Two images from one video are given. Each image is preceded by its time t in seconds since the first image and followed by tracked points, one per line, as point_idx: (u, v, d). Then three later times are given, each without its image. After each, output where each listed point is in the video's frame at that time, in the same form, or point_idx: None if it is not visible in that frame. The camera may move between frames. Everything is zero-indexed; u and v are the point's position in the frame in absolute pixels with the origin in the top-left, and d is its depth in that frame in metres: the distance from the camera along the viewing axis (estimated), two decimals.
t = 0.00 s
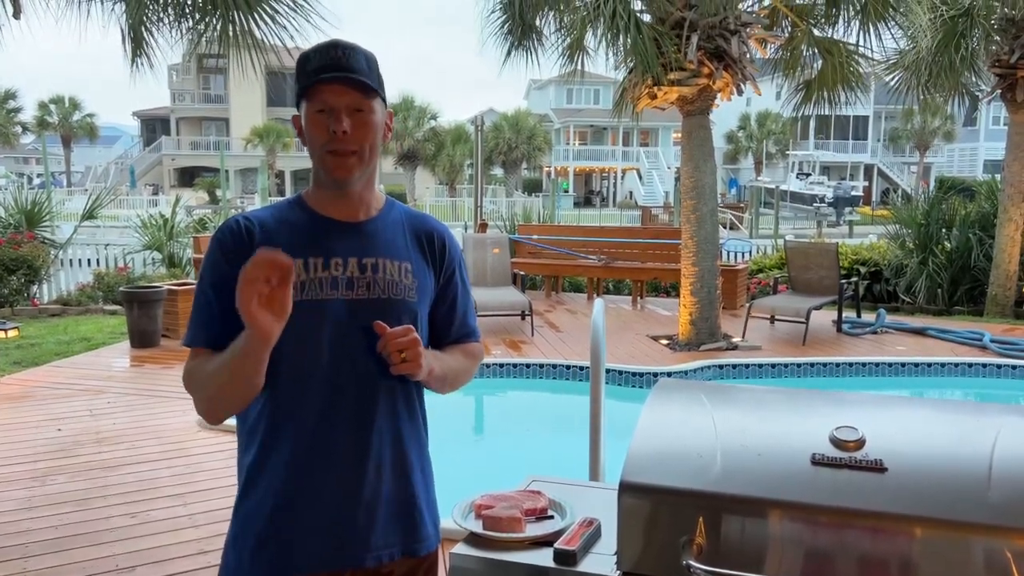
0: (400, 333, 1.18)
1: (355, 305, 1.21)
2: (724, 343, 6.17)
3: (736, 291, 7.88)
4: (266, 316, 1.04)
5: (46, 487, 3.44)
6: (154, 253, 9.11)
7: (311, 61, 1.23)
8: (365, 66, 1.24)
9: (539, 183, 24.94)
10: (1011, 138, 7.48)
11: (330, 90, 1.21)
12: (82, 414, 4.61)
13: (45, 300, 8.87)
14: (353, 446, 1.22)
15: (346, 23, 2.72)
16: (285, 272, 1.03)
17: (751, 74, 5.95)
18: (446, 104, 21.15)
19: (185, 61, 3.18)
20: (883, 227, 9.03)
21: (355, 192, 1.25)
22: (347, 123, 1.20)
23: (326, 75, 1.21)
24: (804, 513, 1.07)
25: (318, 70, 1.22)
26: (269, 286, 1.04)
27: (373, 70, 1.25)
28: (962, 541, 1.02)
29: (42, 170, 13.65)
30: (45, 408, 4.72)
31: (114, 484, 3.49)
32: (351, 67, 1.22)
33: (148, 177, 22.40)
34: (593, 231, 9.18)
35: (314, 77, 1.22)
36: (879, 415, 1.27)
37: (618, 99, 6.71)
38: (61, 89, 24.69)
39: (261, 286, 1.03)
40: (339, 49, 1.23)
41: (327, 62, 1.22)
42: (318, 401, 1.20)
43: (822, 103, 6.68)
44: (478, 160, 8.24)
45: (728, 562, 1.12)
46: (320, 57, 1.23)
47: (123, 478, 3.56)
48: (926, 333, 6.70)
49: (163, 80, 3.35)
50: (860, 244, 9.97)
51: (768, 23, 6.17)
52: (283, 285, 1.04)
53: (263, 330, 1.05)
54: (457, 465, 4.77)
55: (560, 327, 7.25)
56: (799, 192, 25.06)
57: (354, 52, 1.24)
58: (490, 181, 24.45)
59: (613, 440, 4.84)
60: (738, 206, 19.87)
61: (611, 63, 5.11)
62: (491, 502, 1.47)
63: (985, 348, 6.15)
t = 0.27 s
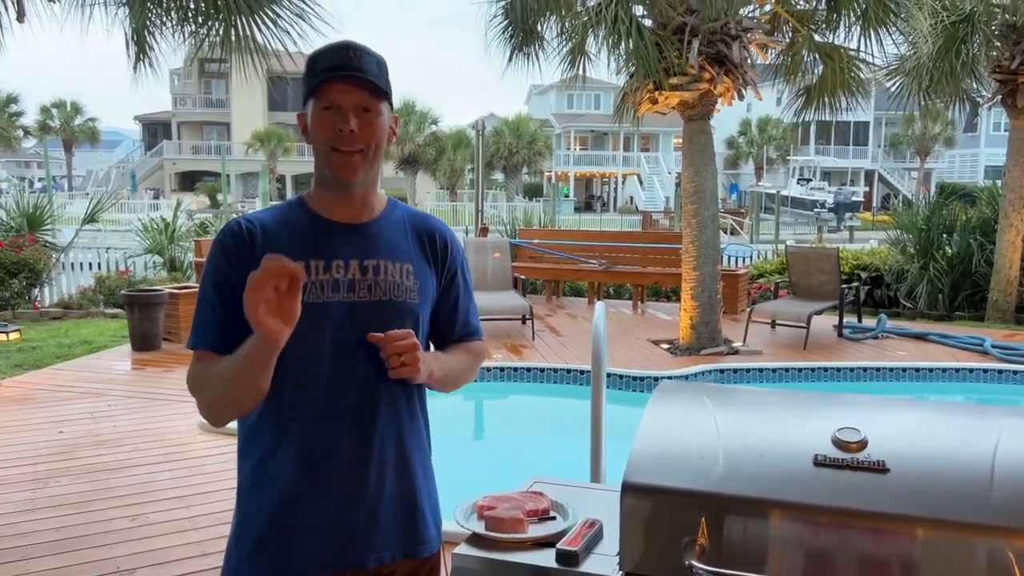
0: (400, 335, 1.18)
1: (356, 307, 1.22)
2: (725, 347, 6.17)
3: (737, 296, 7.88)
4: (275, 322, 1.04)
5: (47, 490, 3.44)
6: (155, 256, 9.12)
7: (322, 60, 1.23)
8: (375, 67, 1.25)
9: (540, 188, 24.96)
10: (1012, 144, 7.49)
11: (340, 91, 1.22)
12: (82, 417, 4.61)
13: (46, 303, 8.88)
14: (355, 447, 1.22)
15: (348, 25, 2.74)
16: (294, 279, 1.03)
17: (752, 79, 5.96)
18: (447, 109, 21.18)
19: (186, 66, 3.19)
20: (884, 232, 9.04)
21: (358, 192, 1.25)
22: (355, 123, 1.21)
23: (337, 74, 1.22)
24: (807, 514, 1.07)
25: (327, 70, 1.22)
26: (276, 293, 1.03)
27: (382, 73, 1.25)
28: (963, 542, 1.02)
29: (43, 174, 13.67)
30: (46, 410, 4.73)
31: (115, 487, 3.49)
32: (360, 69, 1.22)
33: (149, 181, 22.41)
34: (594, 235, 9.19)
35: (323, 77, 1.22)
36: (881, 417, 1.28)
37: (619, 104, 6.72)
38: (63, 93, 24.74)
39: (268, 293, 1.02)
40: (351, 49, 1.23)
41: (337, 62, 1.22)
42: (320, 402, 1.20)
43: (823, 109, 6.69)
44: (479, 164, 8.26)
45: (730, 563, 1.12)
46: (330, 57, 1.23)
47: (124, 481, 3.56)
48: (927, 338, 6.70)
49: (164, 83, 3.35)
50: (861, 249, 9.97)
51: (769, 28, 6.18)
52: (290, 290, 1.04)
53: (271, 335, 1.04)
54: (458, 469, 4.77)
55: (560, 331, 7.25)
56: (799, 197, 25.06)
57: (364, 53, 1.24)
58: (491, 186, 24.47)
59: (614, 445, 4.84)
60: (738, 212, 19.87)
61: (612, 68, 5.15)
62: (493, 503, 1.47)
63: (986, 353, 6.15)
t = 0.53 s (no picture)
0: (411, 336, 1.20)
1: (361, 310, 1.22)
2: (727, 353, 6.17)
3: (739, 302, 7.89)
4: (304, 341, 1.06)
5: (48, 494, 3.44)
6: (157, 262, 9.13)
7: (333, 62, 1.24)
8: (385, 72, 1.26)
9: (541, 195, 24.98)
10: (1013, 151, 7.49)
11: (350, 95, 1.23)
12: (84, 421, 4.61)
13: (48, 309, 8.89)
14: (359, 452, 1.22)
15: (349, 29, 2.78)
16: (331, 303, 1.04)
17: (753, 86, 5.98)
18: (449, 115, 21.22)
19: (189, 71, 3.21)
20: (885, 239, 9.04)
21: (364, 196, 1.26)
22: (364, 127, 1.22)
23: (348, 78, 1.23)
24: (809, 518, 1.07)
25: (338, 73, 1.23)
26: (311, 313, 1.05)
27: (392, 79, 1.27)
28: (966, 546, 1.02)
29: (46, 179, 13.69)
30: (47, 415, 4.73)
31: (116, 491, 3.49)
32: (370, 73, 1.23)
33: (151, 187, 22.43)
34: (596, 241, 9.20)
35: (334, 80, 1.23)
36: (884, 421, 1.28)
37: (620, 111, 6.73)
38: (66, 100, 24.81)
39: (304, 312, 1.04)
40: (362, 53, 1.24)
41: (348, 65, 1.23)
42: (325, 406, 1.20)
43: (824, 116, 6.70)
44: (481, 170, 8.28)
45: (733, 566, 1.12)
46: (341, 60, 1.24)
47: (126, 485, 3.56)
48: (929, 345, 6.70)
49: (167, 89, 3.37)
50: (862, 256, 9.97)
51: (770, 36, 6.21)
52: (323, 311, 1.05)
53: (298, 354, 1.06)
54: (459, 475, 4.77)
55: (562, 337, 7.25)
56: (801, 204, 25.07)
57: (374, 58, 1.25)
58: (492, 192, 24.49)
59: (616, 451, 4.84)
60: (739, 219, 19.87)
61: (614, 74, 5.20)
62: (495, 506, 1.47)
63: (988, 360, 6.14)
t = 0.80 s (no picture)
0: (414, 339, 1.21)
1: (365, 311, 1.22)
2: (727, 360, 6.16)
3: (739, 309, 7.88)
4: (312, 317, 1.08)
5: (47, 499, 3.43)
6: (157, 267, 9.13)
7: (336, 64, 1.24)
8: (388, 73, 1.26)
9: (541, 202, 24.99)
10: (1013, 158, 7.50)
11: (354, 96, 1.23)
12: (83, 426, 4.61)
13: (48, 314, 8.89)
14: (362, 455, 1.22)
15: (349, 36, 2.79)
16: (337, 276, 1.08)
17: (753, 93, 5.99)
18: (450, 123, 21.26)
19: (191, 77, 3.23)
20: (886, 247, 9.04)
21: (367, 197, 1.26)
22: (367, 128, 1.22)
23: (351, 79, 1.23)
24: (810, 519, 1.07)
25: (341, 74, 1.24)
26: (319, 287, 1.08)
27: (395, 79, 1.27)
28: (968, 548, 1.02)
29: (47, 185, 13.69)
30: (47, 420, 4.72)
31: (115, 496, 3.48)
32: (373, 75, 1.24)
33: (152, 193, 22.43)
34: (596, 248, 9.21)
35: (337, 81, 1.23)
36: (885, 424, 1.27)
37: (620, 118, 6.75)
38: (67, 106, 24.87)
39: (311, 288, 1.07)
40: (364, 54, 1.24)
41: (351, 67, 1.24)
42: (328, 408, 1.20)
43: (825, 124, 6.70)
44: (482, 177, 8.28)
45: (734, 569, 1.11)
46: (345, 62, 1.24)
47: (125, 490, 3.55)
48: (929, 352, 6.69)
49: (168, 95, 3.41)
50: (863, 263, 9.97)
51: (770, 42, 6.24)
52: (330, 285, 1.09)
53: (306, 330, 1.08)
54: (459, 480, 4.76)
55: (562, 343, 7.25)
56: (801, 212, 25.08)
57: (377, 59, 1.25)
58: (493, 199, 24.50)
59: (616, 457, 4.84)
60: (739, 226, 19.87)
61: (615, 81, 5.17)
62: (495, 509, 1.47)
63: (989, 367, 6.13)
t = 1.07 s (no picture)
0: (411, 338, 1.19)
1: (366, 311, 1.22)
2: (728, 366, 6.15)
3: (740, 315, 7.88)
4: (323, 340, 1.05)
5: (45, 503, 3.42)
6: (157, 273, 9.14)
7: (335, 64, 1.24)
8: (387, 72, 1.26)
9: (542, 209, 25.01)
10: (1013, 165, 7.51)
11: (354, 96, 1.23)
12: (82, 431, 4.60)
13: (48, 320, 8.89)
14: (362, 456, 1.21)
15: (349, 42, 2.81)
16: (350, 302, 1.04)
17: (754, 99, 6.00)
18: (451, 130, 21.29)
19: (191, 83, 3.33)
20: (886, 254, 9.03)
21: (368, 197, 1.26)
22: (367, 128, 1.22)
23: (351, 79, 1.23)
24: (811, 520, 1.06)
25: (341, 74, 1.24)
26: (331, 311, 1.04)
27: (395, 79, 1.27)
28: (969, 549, 1.01)
29: (48, 191, 13.71)
30: (46, 425, 4.71)
31: (114, 501, 3.47)
32: (373, 74, 1.24)
33: (153, 200, 22.43)
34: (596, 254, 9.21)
35: (337, 81, 1.23)
36: (885, 425, 1.27)
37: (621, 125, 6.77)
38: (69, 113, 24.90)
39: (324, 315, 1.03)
40: (364, 54, 1.24)
41: (351, 66, 1.24)
42: (330, 408, 1.20)
43: (825, 132, 6.71)
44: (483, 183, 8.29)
45: (735, 570, 1.10)
46: (344, 62, 1.24)
47: (124, 495, 3.54)
48: (930, 358, 6.68)
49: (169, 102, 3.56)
50: (863, 269, 9.96)
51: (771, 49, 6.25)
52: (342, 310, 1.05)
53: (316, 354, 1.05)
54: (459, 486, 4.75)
55: (562, 349, 7.24)
56: (801, 220, 25.09)
57: (376, 58, 1.25)
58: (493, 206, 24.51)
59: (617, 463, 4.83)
60: (740, 233, 19.86)
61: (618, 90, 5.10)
62: (495, 511, 1.46)
63: (990, 373, 6.12)
